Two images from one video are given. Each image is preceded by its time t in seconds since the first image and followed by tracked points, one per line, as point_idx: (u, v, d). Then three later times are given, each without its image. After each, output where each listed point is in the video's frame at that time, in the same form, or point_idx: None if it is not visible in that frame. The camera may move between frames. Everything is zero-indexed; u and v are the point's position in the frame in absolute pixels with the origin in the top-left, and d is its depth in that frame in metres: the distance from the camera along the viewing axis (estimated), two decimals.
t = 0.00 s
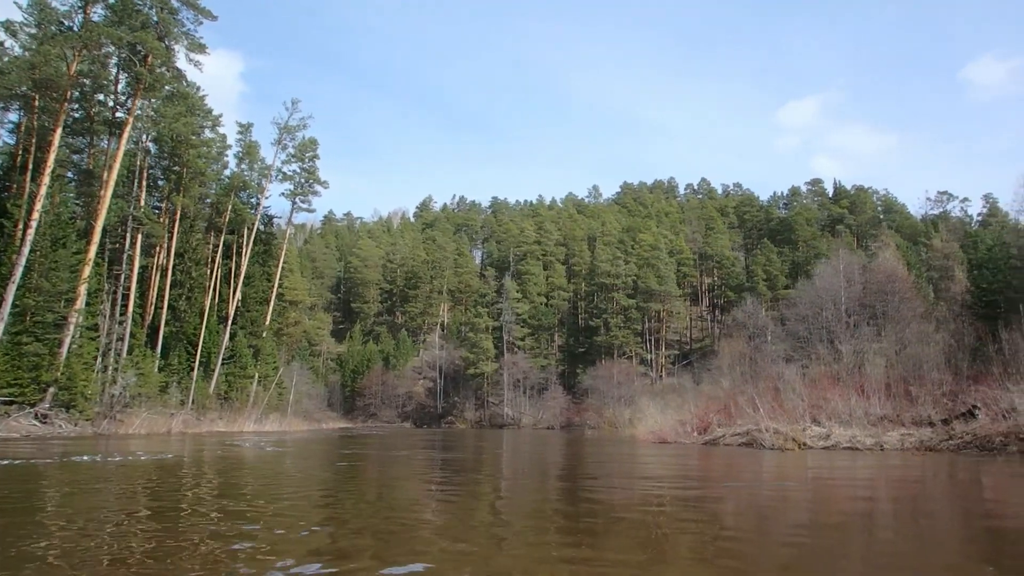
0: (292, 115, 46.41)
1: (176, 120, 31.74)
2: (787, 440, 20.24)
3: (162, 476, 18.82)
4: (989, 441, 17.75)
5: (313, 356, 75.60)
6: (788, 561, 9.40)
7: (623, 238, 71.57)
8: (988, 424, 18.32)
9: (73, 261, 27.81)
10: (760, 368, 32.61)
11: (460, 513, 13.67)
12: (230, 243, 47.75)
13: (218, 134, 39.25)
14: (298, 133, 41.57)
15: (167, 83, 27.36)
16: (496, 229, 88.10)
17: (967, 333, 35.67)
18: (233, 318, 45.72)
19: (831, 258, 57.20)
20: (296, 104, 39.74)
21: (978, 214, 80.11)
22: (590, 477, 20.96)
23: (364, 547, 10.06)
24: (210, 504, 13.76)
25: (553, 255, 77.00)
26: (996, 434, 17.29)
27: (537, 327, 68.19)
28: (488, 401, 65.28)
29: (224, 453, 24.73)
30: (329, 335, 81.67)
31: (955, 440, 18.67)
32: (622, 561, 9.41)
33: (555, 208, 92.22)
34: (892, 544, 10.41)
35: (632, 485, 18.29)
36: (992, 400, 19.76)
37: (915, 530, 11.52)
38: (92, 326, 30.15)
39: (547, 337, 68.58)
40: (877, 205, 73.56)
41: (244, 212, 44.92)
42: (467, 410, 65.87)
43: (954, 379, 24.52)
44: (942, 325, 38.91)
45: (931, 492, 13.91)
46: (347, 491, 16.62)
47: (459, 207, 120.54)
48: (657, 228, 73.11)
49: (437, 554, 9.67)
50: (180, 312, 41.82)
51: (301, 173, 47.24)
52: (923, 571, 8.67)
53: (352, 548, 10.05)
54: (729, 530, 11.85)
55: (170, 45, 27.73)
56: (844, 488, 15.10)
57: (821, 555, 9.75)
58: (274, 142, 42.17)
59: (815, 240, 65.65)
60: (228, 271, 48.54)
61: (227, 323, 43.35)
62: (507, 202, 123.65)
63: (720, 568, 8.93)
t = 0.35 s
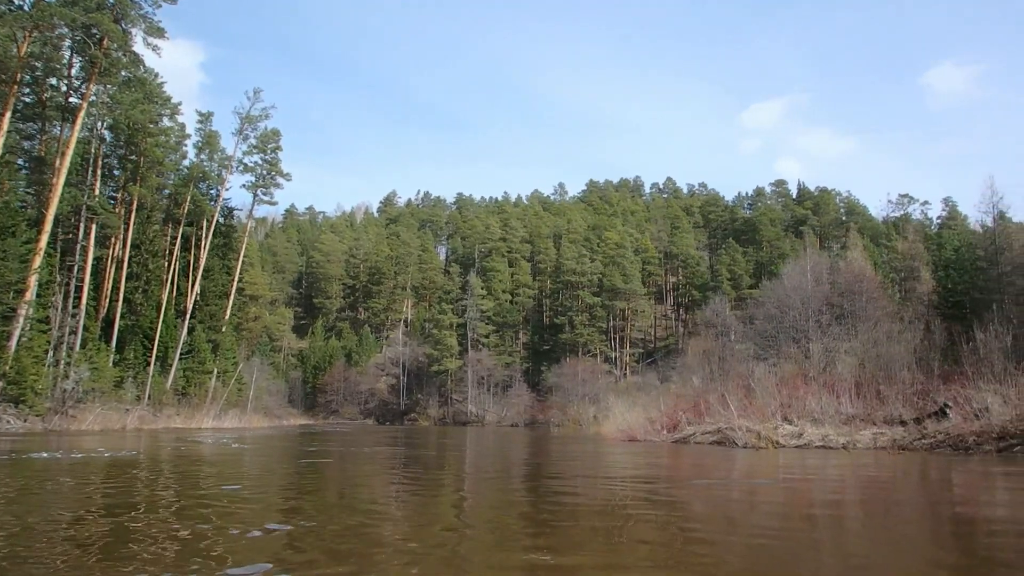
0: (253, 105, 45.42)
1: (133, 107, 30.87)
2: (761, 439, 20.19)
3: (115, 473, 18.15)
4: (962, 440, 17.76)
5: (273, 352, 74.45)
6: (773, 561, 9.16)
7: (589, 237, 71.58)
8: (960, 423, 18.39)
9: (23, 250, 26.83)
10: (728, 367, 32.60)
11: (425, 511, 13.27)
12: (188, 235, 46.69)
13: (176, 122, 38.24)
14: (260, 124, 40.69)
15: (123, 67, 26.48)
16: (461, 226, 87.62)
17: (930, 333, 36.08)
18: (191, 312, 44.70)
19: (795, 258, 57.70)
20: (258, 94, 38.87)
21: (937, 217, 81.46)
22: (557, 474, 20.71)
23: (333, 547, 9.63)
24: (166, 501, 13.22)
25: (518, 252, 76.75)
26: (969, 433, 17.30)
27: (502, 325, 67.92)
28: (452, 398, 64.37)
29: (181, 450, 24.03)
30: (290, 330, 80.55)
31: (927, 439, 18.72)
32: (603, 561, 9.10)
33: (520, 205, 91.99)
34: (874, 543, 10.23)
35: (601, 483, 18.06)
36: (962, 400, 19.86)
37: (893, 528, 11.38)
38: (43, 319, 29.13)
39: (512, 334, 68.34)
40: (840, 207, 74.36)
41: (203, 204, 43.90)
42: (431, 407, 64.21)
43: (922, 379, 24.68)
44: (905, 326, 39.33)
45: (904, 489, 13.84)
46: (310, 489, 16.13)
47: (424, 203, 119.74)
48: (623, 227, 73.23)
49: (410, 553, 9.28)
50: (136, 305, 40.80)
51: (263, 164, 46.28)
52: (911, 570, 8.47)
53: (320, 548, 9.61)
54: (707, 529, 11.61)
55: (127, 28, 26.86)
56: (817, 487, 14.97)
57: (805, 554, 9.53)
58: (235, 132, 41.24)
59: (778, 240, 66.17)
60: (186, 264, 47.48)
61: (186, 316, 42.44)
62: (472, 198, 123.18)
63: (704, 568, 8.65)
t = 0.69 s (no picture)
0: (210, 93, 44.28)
1: (84, 93, 29.80)
2: (734, 437, 20.17)
3: (61, 471, 17.39)
4: (936, 439, 18.16)
5: (230, 348, 73.04)
6: (760, 561, 8.88)
7: (552, 234, 71.42)
8: (932, 421, 18.64)
9: None
10: (693, 365, 32.60)
11: (389, 510, 12.83)
12: (142, 227, 45.46)
13: (130, 110, 37.09)
14: (217, 113, 39.68)
15: (73, 50, 25.45)
16: (423, 222, 86.89)
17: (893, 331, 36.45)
18: (145, 306, 43.55)
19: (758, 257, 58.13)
20: (216, 82, 37.88)
21: (894, 219, 82.88)
22: (522, 472, 20.38)
23: (299, 548, 9.12)
24: (116, 500, 12.62)
25: (481, 248, 76.29)
26: (944, 432, 17.72)
27: (464, 322, 67.46)
28: (413, 395, 63.75)
29: (131, 447, 23.20)
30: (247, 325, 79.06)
31: (900, 437, 18.96)
32: (586, 562, 8.74)
33: (483, 201, 91.49)
34: (856, 542, 10.03)
35: (570, 481, 17.80)
36: (933, 398, 20.17)
37: (873, 526, 11.21)
38: None
39: (474, 331, 67.91)
40: (800, 207, 75.17)
41: (157, 195, 42.74)
42: (391, 404, 63.63)
43: (888, 378, 24.91)
44: (867, 324, 39.70)
45: (878, 486, 13.74)
46: (269, 488, 15.48)
47: (385, 198, 118.58)
48: (586, 224, 73.13)
49: (381, 555, 8.81)
50: (87, 298, 39.58)
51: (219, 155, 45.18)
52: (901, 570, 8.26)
53: (285, 549, 9.09)
54: (685, 528, 11.31)
55: (78, 9, 25.83)
56: (787, 484, 14.87)
57: (790, 554, 9.27)
58: (191, 121, 40.16)
59: (740, 240, 66.61)
60: (140, 257, 46.23)
61: (139, 310, 41.32)
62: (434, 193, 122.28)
63: (690, 569, 8.34)
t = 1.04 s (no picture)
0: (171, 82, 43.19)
1: (41, 80, 28.90)
2: (710, 435, 20.17)
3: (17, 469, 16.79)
4: (914, 437, 18.40)
5: (190, 344, 71.77)
6: (751, 561, 8.73)
7: (519, 231, 71.26)
8: (910, 419, 18.86)
9: None
10: (665, 362, 32.65)
11: (361, 509, 12.52)
12: (100, 219, 44.34)
13: (88, 98, 36.09)
14: (179, 103, 38.79)
15: (30, 35, 24.65)
16: (389, 217, 86.20)
17: (860, 329, 36.80)
18: (103, 301, 42.53)
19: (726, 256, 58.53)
20: (178, 71, 37.01)
21: (857, 219, 84.04)
22: (494, 469, 20.14)
23: (273, 549, 8.77)
24: (73, 498, 12.13)
25: (447, 245, 75.84)
26: (923, 430, 18.01)
27: (430, 318, 66.99)
28: (378, 392, 63.13)
29: (90, 444, 22.55)
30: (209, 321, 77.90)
31: (878, 436, 19.17)
32: (574, 564, 8.50)
33: (449, 197, 91.00)
34: (839, 540, 9.93)
35: (544, 478, 17.57)
36: (910, 397, 20.43)
37: (854, 524, 11.15)
38: None
39: (440, 327, 67.47)
40: (766, 206, 75.88)
41: (117, 187, 41.68)
42: (356, 401, 62.95)
43: (861, 376, 25.17)
44: (834, 321, 40.07)
45: (855, 483, 13.73)
46: (236, 486, 15.06)
47: (350, 193, 117.44)
48: (553, 222, 73.05)
49: (360, 556, 8.50)
50: (42, 291, 38.51)
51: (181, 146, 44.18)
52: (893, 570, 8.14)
53: (259, 550, 8.74)
54: (666, 527, 11.15)
55: None
56: (761, 481, 14.82)
57: (778, 554, 9.13)
58: (152, 111, 39.21)
59: (706, 238, 67.03)
60: (98, 250, 45.12)
61: (97, 304, 40.31)
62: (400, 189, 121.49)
63: (681, 570, 8.13)
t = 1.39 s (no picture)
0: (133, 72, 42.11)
1: None
2: (687, 433, 20.13)
3: None
4: (894, 435, 18.59)
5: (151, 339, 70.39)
6: (744, 561, 8.58)
7: (487, 227, 70.97)
8: (888, 417, 19.10)
9: None
10: (636, 360, 32.63)
11: (332, 508, 12.15)
12: (58, 211, 43.14)
13: (46, 86, 35.04)
14: (141, 92, 37.85)
15: None
16: (355, 213, 85.37)
17: (828, 327, 37.11)
18: (60, 295, 41.41)
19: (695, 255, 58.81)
20: (140, 60, 36.11)
21: (822, 219, 84.99)
22: (466, 467, 19.85)
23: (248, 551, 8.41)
24: (28, 497, 11.60)
25: (414, 241, 75.28)
26: (903, 428, 18.24)
27: (396, 315, 66.44)
28: (343, 389, 62.43)
29: (45, 441, 21.84)
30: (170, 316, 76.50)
31: (857, 433, 19.33)
32: (562, 565, 8.26)
33: (417, 193, 90.39)
34: (822, 539, 9.80)
35: (517, 477, 17.33)
36: (887, 396, 20.65)
37: (838, 522, 11.08)
38: None
39: (406, 324, 66.91)
40: (732, 206, 76.44)
41: (75, 178, 40.56)
42: (321, 398, 62.16)
43: (835, 374, 25.37)
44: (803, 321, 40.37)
45: (836, 479, 13.71)
46: (203, 484, 14.60)
47: (316, 188, 116.20)
48: (521, 219, 72.81)
49: (338, 559, 8.17)
50: None
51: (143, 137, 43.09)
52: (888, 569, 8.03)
53: (234, 553, 8.38)
54: (649, 525, 10.99)
55: None
56: (737, 479, 14.71)
57: (767, 553, 8.98)
58: (113, 101, 38.22)
59: (674, 236, 67.32)
60: (55, 242, 43.90)
61: (54, 298, 39.23)
62: (365, 183, 120.45)
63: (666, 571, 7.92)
